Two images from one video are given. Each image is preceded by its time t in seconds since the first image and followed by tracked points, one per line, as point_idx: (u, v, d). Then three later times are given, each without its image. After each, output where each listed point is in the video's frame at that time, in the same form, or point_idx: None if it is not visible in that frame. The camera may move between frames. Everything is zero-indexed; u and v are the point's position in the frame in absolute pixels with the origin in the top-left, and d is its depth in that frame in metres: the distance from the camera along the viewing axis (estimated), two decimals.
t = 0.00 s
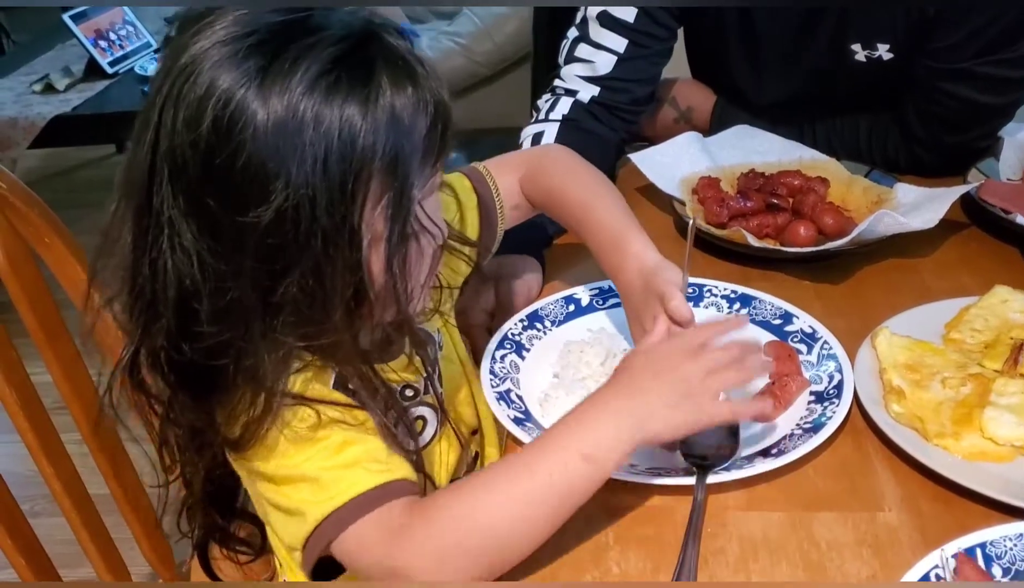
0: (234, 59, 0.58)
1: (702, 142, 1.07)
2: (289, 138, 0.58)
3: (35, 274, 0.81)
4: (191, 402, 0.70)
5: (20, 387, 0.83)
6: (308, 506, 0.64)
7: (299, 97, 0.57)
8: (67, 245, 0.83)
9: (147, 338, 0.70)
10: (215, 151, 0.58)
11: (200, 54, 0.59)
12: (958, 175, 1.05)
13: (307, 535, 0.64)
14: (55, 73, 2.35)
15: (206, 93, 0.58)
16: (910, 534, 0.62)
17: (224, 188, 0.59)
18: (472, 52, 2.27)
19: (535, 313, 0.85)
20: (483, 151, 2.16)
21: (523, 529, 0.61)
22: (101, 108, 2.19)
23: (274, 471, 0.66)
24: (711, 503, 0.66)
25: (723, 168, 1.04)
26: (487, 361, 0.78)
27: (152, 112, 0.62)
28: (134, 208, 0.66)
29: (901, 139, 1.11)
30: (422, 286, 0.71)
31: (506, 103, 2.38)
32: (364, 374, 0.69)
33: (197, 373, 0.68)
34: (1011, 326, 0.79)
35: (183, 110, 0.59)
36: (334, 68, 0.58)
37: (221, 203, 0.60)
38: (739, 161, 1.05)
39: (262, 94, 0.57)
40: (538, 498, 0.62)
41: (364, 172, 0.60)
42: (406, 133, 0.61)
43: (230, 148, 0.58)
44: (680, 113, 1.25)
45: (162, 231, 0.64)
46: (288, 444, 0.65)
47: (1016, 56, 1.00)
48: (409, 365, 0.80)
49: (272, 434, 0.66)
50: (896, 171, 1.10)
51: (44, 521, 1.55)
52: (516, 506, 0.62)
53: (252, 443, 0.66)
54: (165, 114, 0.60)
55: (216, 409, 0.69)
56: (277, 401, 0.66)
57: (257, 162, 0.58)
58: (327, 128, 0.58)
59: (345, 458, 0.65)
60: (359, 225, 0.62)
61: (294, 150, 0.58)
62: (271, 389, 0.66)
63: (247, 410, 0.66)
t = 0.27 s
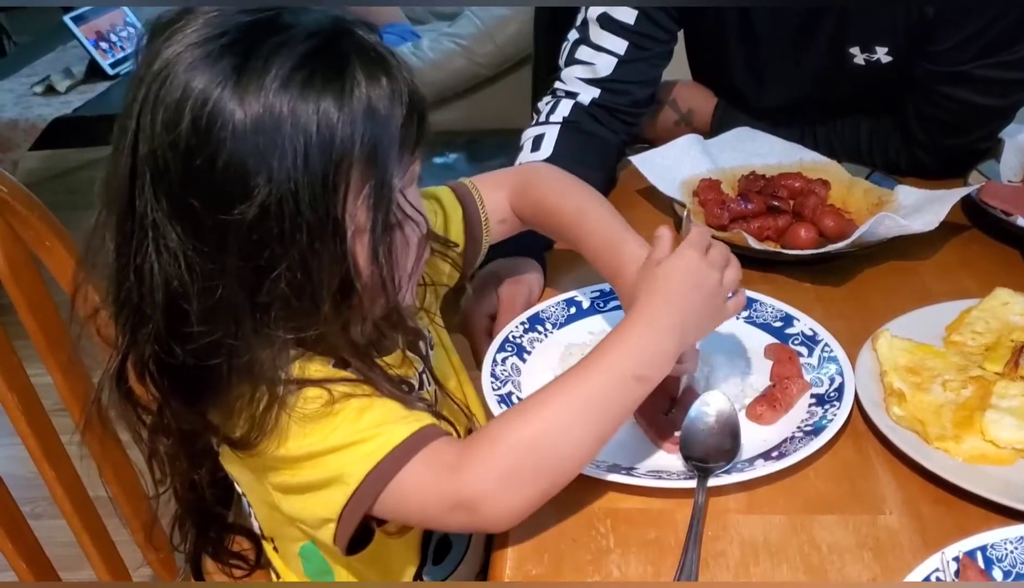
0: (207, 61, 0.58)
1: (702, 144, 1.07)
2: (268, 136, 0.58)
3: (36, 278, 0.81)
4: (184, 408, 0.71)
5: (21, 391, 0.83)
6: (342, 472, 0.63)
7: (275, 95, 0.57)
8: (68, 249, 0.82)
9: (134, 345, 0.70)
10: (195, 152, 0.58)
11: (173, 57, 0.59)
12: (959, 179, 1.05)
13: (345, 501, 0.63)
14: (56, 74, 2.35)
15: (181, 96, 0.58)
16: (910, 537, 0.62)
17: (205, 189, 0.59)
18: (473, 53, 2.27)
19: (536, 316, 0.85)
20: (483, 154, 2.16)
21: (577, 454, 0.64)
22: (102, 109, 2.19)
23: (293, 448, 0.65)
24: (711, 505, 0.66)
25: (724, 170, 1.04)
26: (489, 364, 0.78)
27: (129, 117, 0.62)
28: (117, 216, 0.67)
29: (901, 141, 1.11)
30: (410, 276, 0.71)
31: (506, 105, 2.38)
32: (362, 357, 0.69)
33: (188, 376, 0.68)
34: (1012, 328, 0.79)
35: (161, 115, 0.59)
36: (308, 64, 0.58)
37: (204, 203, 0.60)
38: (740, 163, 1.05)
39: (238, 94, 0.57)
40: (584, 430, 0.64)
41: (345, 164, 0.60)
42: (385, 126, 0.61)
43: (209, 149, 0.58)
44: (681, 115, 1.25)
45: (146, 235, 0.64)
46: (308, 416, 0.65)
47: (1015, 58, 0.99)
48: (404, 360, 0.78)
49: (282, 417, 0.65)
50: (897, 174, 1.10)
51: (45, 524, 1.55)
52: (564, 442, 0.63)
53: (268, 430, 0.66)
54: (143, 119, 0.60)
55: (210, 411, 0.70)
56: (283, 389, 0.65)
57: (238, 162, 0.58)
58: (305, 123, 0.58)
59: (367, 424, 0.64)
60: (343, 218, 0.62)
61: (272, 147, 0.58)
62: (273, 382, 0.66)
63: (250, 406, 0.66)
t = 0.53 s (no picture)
0: (201, 51, 0.57)
1: (701, 143, 1.07)
2: (263, 125, 0.57)
3: (33, 276, 0.81)
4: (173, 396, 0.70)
5: (20, 392, 0.83)
6: (332, 476, 0.63)
7: (270, 85, 0.57)
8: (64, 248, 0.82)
9: (125, 334, 0.69)
10: (190, 141, 0.58)
11: (165, 48, 0.59)
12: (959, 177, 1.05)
13: (334, 505, 0.64)
14: (55, 74, 2.35)
15: (175, 87, 0.58)
16: (909, 536, 0.61)
17: (200, 178, 0.59)
18: (472, 53, 2.27)
19: (534, 315, 0.85)
20: (482, 154, 2.16)
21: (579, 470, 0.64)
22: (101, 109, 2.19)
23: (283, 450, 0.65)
24: (710, 505, 0.65)
25: (723, 169, 1.04)
26: (487, 363, 0.78)
27: (122, 106, 0.62)
28: (107, 205, 0.66)
29: (901, 139, 1.11)
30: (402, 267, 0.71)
31: (506, 104, 2.38)
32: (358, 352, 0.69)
33: (180, 364, 0.68)
34: (1011, 327, 0.78)
35: (156, 104, 0.59)
36: (302, 55, 0.58)
37: (199, 192, 0.59)
38: (739, 161, 1.05)
39: (233, 85, 0.57)
40: (588, 446, 0.64)
41: (339, 153, 0.60)
42: (376, 117, 0.61)
43: (204, 138, 0.58)
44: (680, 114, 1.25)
45: (139, 223, 0.64)
46: (298, 417, 0.65)
47: (1013, 58, 1.00)
48: (398, 353, 0.78)
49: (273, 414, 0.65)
50: (896, 173, 1.09)
51: (43, 524, 1.55)
52: (559, 457, 0.63)
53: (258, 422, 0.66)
54: (138, 109, 0.60)
55: (204, 400, 0.69)
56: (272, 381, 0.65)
57: (232, 151, 0.58)
58: (299, 113, 0.58)
59: (359, 425, 0.65)
60: (336, 207, 0.62)
61: (266, 137, 0.58)
62: (263, 374, 0.65)
63: (241, 396, 0.66)
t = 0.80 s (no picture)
0: (193, 50, 0.57)
1: (699, 144, 1.07)
2: (252, 127, 0.58)
3: (30, 278, 0.81)
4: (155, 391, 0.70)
5: (17, 392, 0.83)
6: (334, 469, 0.63)
7: (260, 88, 0.57)
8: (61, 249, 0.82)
9: (111, 326, 0.70)
10: (179, 139, 0.58)
11: (156, 44, 0.59)
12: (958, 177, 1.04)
13: (338, 500, 0.63)
14: (54, 74, 2.35)
15: (166, 85, 0.58)
16: (905, 537, 0.61)
17: (188, 179, 0.59)
18: (471, 53, 2.27)
19: (531, 315, 0.85)
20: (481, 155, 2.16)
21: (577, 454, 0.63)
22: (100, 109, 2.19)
23: (283, 445, 0.64)
24: (706, 506, 0.65)
25: (720, 170, 1.04)
26: (483, 364, 0.78)
27: (114, 100, 0.62)
28: (96, 200, 0.66)
29: (898, 140, 1.11)
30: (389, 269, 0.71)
31: (504, 105, 2.38)
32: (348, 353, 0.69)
33: (166, 359, 0.68)
34: (1008, 327, 0.78)
35: (145, 102, 0.59)
36: (294, 58, 0.58)
37: (188, 191, 0.59)
38: (735, 162, 1.05)
39: (224, 86, 0.57)
40: (585, 429, 0.64)
41: (326, 157, 0.60)
42: (367, 125, 0.61)
43: (193, 137, 0.58)
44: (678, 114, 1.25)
45: (126, 218, 0.64)
46: (298, 412, 0.64)
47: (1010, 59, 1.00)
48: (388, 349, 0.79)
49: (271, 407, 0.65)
50: (893, 173, 1.09)
51: (41, 525, 1.55)
52: (555, 446, 0.63)
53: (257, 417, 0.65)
54: (127, 105, 0.60)
55: (188, 397, 0.69)
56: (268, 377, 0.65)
57: (222, 151, 0.58)
58: (288, 118, 0.58)
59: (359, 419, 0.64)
60: (322, 211, 0.62)
61: (255, 140, 0.58)
62: (256, 371, 0.65)
63: (231, 395, 0.66)
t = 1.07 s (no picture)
0: (169, 69, 0.58)
1: (698, 147, 1.07)
2: (232, 140, 0.58)
3: (31, 281, 0.81)
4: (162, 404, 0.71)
5: (18, 394, 0.83)
6: (345, 475, 0.63)
7: (237, 98, 0.57)
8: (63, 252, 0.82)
9: (113, 348, 0.70)
10: (163, 160, 0.58)
11: (133, 66, 0.59)
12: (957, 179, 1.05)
13: (349, 506, 0.63)
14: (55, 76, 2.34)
15: (144, 105, 0.58)
16: (904, 540, 0.61)
17: (174, 198, 0.59)
18: (471, 55, 2.26)
19: (531, 318, 0.85)
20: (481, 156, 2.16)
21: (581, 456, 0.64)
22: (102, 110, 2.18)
23: (295, 450, 0.64)
24: (705, 509, 0.65)
25: (719, 172, 1.04)
26: (482, 368, 0.78)
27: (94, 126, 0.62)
28: (85, 221, 0.66)
29: (897, 142, 1.11)
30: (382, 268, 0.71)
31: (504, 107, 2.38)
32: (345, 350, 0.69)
33: (168, 374, 0.69)
34: (1006, 331, 0.78)
35: (126, 126, 0.59)
36: (267, 67, 0.58)
37: (175, 210, 0.60)
38: (735, 164, 1.05)
39: (200, 100, 0.57)
40: (590, 431, 0.64)
41: (309, 165, 0.61)
42: (344, 127, 0.61)
43: (176, 157, 0.58)
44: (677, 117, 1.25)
45: (116, 243, 0.64)
46: (309, 416, 0.64)
47: (1007, 60, 1.00)
48: (390, 350, 0.79)
49: (280, 412, 0.64)
50: (892, 174, 1.10)
51: (42, 526, 1.55)
52: (563, 452, 0.63)
53: (265, 424, 0.65)
54: (109, 130, 0.60)
55: (199, 406, 0.69)
56: (274, 384, 0.65)
57: (205, 168, 0.58)
58: (268, 125, 0.58)
59: (369, 424, 0.64)
60: (311, 218, 0.63)
61: (238, 153, 0.58)
62: (262, 378, 0.65)
63: (242, 404, 0.66)
